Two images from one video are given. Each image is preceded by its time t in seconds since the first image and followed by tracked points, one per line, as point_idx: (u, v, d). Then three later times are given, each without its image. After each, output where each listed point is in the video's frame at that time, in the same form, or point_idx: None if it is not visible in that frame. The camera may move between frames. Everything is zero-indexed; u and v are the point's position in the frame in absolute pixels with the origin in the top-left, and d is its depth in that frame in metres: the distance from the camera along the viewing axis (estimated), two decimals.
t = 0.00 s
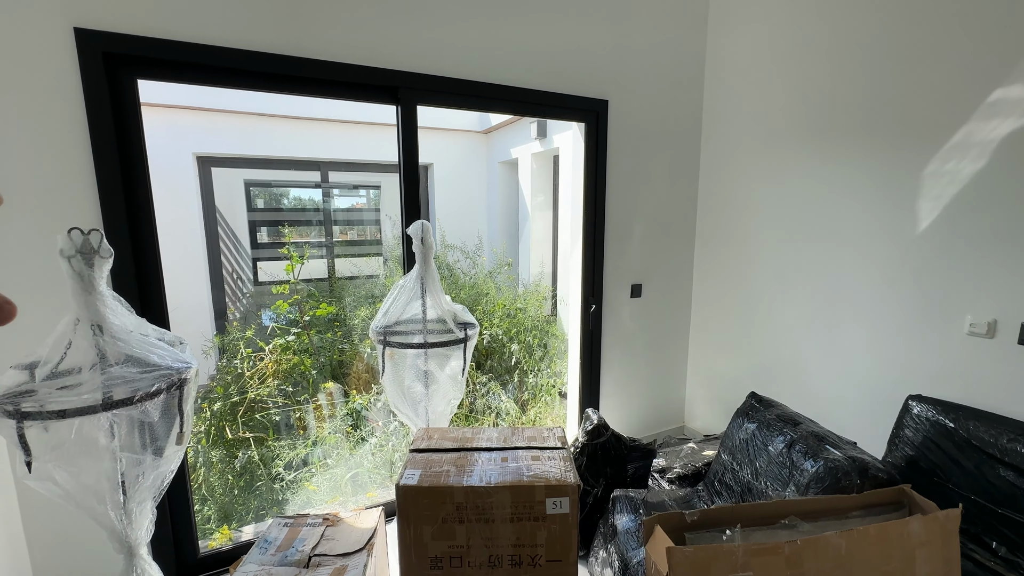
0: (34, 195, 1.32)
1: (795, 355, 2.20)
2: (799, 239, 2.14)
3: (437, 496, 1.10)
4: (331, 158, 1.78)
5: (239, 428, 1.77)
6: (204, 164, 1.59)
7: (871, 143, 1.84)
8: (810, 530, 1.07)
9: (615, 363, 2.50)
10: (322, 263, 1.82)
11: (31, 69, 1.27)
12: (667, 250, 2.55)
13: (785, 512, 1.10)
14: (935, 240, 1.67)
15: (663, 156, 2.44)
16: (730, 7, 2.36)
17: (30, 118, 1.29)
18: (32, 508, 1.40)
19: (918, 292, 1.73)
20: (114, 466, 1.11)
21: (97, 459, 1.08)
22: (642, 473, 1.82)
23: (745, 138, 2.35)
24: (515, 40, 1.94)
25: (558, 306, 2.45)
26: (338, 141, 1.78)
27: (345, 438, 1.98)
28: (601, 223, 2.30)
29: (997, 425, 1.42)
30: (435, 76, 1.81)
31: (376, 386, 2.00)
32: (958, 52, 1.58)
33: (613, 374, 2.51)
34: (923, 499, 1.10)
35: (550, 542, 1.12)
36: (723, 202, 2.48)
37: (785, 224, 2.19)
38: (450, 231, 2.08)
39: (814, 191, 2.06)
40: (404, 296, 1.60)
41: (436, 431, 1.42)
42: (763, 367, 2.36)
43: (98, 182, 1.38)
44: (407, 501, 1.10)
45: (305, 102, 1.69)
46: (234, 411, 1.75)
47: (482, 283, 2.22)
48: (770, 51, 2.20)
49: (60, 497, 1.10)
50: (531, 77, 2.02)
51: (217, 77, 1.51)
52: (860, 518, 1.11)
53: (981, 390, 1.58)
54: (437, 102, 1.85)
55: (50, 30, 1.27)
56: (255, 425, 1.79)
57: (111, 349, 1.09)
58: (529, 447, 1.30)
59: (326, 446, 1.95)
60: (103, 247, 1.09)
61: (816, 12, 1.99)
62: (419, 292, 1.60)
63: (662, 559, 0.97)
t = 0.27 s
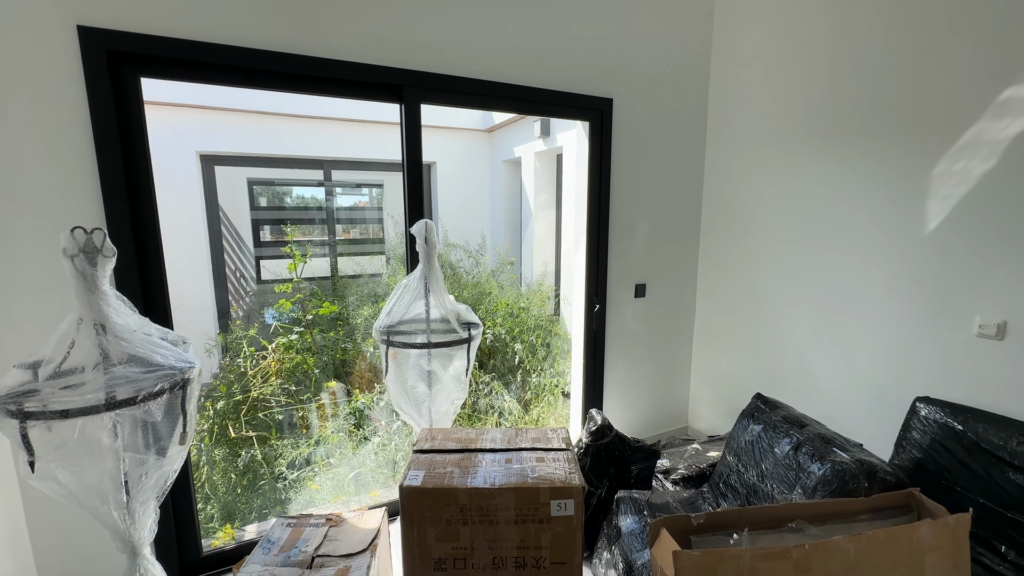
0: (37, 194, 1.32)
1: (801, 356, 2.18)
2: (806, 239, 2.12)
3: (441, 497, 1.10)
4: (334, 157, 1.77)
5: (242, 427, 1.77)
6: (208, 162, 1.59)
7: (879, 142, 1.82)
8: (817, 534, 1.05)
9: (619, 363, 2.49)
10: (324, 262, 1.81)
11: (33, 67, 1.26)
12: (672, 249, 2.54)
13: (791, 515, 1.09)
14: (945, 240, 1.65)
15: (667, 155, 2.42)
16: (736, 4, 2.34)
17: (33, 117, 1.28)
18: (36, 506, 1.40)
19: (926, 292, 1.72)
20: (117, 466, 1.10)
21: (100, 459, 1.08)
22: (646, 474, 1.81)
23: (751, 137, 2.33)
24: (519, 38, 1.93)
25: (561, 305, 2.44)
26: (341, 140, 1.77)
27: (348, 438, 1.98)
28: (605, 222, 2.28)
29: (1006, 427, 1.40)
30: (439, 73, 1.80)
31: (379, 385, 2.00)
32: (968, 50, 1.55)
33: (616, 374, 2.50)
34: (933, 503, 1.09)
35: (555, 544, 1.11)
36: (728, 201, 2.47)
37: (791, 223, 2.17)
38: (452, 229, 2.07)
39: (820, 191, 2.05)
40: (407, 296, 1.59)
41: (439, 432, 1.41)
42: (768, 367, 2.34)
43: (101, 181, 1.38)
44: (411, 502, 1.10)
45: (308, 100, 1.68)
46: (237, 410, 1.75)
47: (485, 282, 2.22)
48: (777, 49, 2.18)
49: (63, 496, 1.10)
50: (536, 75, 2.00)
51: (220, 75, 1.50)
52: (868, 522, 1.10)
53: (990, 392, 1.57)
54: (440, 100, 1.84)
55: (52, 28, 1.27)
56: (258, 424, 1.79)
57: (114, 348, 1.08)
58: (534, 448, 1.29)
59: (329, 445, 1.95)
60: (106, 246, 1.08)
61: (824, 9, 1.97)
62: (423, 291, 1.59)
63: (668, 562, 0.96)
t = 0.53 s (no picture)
0: (44, 190, 1.32)
1: (809, 354, 2.16)
2: (814, 237, 2.10)
3: (449, 495, 1.09)
4: (339, 154, 1.76)
5: (247, 424, 1.77)
6: (212, 160, 1.58)
7: (890, 138, 1.80)
8: (829, 534, 1.04)
9: (625, 361, 2.48)
10: (328, 260, 1.80)
11: (40, 63, 1.26)
12: (678, 247, 2.52)
13: (803, 515, 1.08)
14: (957, 238, 1.63)
15: (674, 151, 2.40)
16: None
17: (39, 112, 1.28)
18: (44, 502, 1.40)
19: (938, 291, 1.69)
20: (124, 463, 1.10)
21: (107, 455, 1.08)
22: (652, 473, 1.80)
23: (759, 134, 2.31)
24: (525, 34, 1.91)
25: (566, 303, 2.43)
26: (347, 136, 1.76)
27: (353, 435, 1.97)
28: (611, 219, 2.27)
29: (1019, 427, 1.38)
30: (445, 69, 1.78)
31: (384, 382, 1.99)
32: (984, 44, 1.53)
33: (622, 372, 2.48)
34: (946, 503, 1.07)
35: (563, 542, 1.10)
36: (735, 198, 2.45)
37: (800, 221, 2.15)
38: (457, 227, 2.06)
39: (830, 188, 2.02)
40: (414, 293, 1.58)
41: (446, 429, 1.40)
42: (775, 366, 2.33)
43: (107, 177, 1.37)
44: (419, 500, 1.09)
45: (314, 96, 1.67)
46: (242, 407, 1.75)
47: (490, 280, 2.21)
48: (786, 44, 2.15)
49: (70, 492, 1.10)
50: (542, 70, 1.99)
51: (226, 71, 1.49)
52: (881, 522, 1.08)
53: (1003, 392, 1.55)
54: (446, 95, 1.82)
55: (59, 23, 1.26)
56: (263, 421, 1.79)
57: (121, 344, 1.08)
58: (541, 446, 1.28)
59: (334, 442, 1.94)
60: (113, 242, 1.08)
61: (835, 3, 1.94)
62: (429, 288, 1.59)
63: (679, 562, 0.95)
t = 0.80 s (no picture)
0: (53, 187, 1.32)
1: (817, 353, 2.14)
2: (824, 235, 2.08)
3: (456, 494, 1.08)
4: (344, 151, 1.75)
5: (253, 421, 1.77)
6: (218, 157, 1.58)
7: (902, 135, 1.77)
8: (841, 535, 1.03)
9: (630, 360, 2.46)
10: (334, 257, 1.80)
11: (47, 60, 1.26)
12: (685, 245, 2.50)
13: (814, 516, 1.06)
14: (970, 236, 1.60)
15: (681, 149, 2.38)
16: None
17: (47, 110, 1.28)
18: (52, 498, 1.41)
19: (950, 289, 1.67)
20: (131, 459, 1.10)
21: (114, 452, 1.08)
22: (659, 472, 1.79)
23: (768, 131, 2.28)
24: (532, 30, 1.90)
25: (571, 302, 2.42)
26: (353, 133, 1.76)
27: (358, 433, 1.97)
28: (618, 217, 2.25)
29: None
30: (451, 65, 1.77)
31: (389, 380, 1.99)
32: (999, 38, 1.50)
33: (627, 371, 2.47)
34: (960, 504, 1.06)
35: (570, 542, 1.10)
36: (743, 196, 2.43)
37: (809, 219, 2.13)
38: (461, 224, 2.04)
39: (840, 186, 2.00)
40: (420, 290, 1.58)
41: (452, 428, 1.39)
42: (783, 365, 2.31)
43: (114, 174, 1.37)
44: (426, 498, 1.09)
45: (320, 93, 1.66)
46: (248, 404, 1.75)
47: (494, 278, 2.20)
48: (796, 40, 2.12)
49: (78, 488, 1.10)
50: (549, 67, 1.97)
51: (232, 68, 1.49)
52: (893, 524, 1.07)
53: (1016, 392, 1.52)
54: (453, 92, 1.81)
55: (66, 19, 1.26)
56: (269, 418, 1.79)
57: (128, 341, 1.07)
58: (548, 445, 1.27)
59: (339, 440, 1.94)
60: (120, 238, 1.08)
61: None
62: (435, 286, 1.58)
63: (688, 562, 0.94)
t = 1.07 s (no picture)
0: (58, 184, 1.32)
1: (824, 353, 2.12)
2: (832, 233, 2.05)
3: (460, 492, 1.07)
4: (348, 148, 1.75)
5: (256, 418, 1.77)
6: (222, 154, 1.58)
7: (913, 131, 1.74)
8: (849, 537, 1.01)
9: (635, 358, 2.45)
10: (337, 255, 1.79)
11: (52, 56, 1.26)
12: (691, 242, 2.48)
13: (822, 517, 1.05)
14: (982, 233, 1.58)
15: (688, 145, 2.36)
16: None
17: (52, 106, 1.28)
18: (57, 493, 1.41)
19: (961, 288, 1.64)
20: (135, 456, 1.10)
21: (118, 448, 1.08)
22: (664, 471, 1.79)
23: (775, 127, 2.26)
24: (538, 25, 1.88)
25: (575, 300, 2.43)
26: (356, 130, 1.75)
27: (362, 430, 1.97)
28: (623, 214, 2.23)
29: None
30: (455, 61, 1.76)
31: (392, 378, 1.98)
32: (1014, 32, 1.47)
33: (632, 369, 2.46)
34: (972, 506, 1.04)
35: (575, 541, 1.09)
36: (750, 193, 2.40)
37: (817, 217, 2.10)
38: (465, 222, 2.03)
39: (850, 183, 1.97)
40: (423, 288, 1.57)
41: (455, 425, 1.38)
42: (790, 365, 2.28)
43: (118, 171, 1.37)
44: (429, 496, 1.08)
45: (323, 90, 1.66)
46: (252, 401, 1.75)
47: (498, 275, 2.19)
48: (805, 34, 2.09)
49: (82, 484, 1.10)
50: (554, 63, 1.95)
51: (235, 64, 1.48)
52: (903, 525, 1.05)
53: None
54: (457, 89, 1.80)
55: (70, 15, 1.26)
56: (272, 415, 1.79)
57: (131, 337, 1.08)
58: (553, 443, 1.26)
59: (343, 437, 1.94)
60: (123, 234, 1.08)
61: None
62: (439, 283, 1.57)
63: (694, 562, 0.93)
